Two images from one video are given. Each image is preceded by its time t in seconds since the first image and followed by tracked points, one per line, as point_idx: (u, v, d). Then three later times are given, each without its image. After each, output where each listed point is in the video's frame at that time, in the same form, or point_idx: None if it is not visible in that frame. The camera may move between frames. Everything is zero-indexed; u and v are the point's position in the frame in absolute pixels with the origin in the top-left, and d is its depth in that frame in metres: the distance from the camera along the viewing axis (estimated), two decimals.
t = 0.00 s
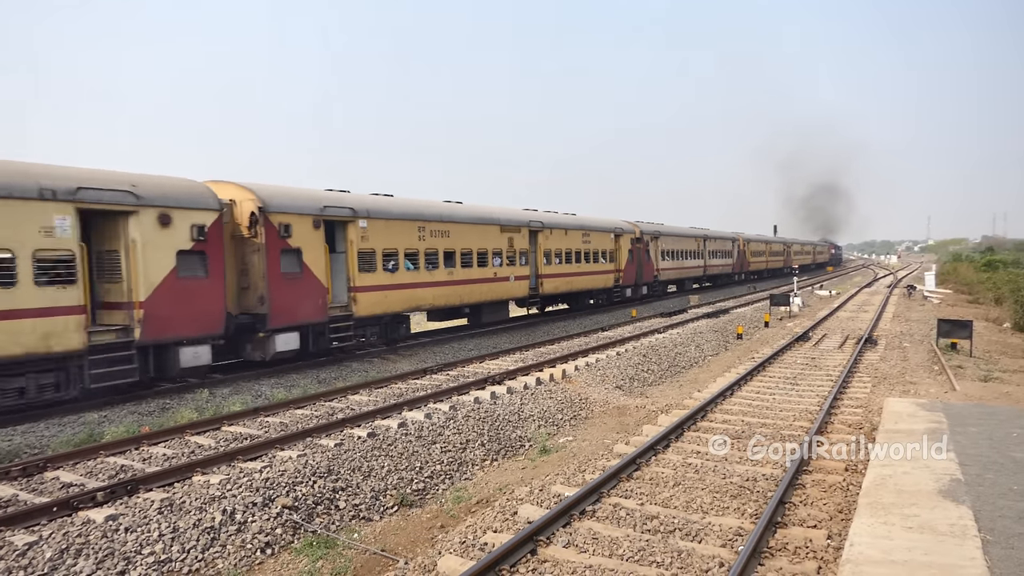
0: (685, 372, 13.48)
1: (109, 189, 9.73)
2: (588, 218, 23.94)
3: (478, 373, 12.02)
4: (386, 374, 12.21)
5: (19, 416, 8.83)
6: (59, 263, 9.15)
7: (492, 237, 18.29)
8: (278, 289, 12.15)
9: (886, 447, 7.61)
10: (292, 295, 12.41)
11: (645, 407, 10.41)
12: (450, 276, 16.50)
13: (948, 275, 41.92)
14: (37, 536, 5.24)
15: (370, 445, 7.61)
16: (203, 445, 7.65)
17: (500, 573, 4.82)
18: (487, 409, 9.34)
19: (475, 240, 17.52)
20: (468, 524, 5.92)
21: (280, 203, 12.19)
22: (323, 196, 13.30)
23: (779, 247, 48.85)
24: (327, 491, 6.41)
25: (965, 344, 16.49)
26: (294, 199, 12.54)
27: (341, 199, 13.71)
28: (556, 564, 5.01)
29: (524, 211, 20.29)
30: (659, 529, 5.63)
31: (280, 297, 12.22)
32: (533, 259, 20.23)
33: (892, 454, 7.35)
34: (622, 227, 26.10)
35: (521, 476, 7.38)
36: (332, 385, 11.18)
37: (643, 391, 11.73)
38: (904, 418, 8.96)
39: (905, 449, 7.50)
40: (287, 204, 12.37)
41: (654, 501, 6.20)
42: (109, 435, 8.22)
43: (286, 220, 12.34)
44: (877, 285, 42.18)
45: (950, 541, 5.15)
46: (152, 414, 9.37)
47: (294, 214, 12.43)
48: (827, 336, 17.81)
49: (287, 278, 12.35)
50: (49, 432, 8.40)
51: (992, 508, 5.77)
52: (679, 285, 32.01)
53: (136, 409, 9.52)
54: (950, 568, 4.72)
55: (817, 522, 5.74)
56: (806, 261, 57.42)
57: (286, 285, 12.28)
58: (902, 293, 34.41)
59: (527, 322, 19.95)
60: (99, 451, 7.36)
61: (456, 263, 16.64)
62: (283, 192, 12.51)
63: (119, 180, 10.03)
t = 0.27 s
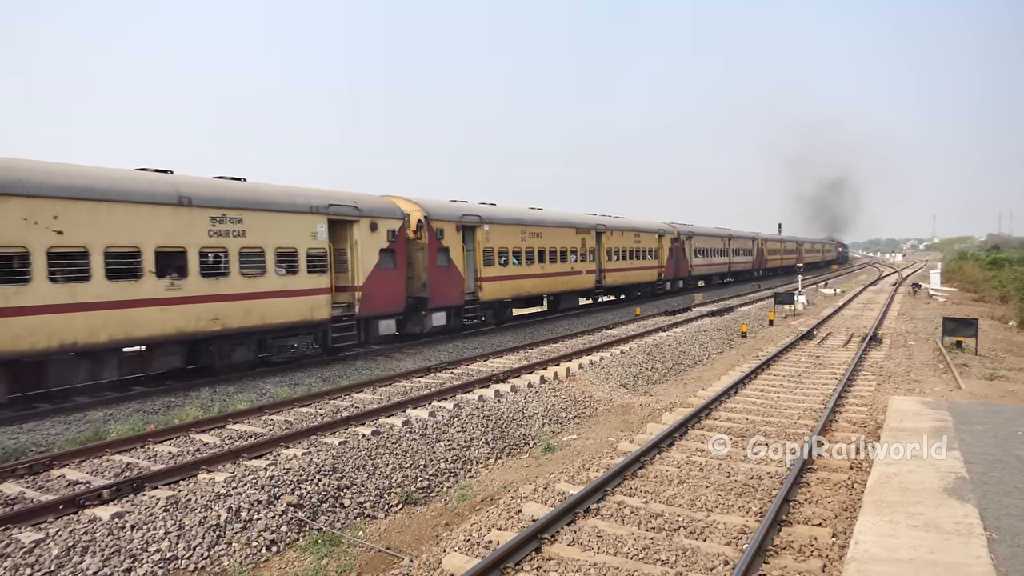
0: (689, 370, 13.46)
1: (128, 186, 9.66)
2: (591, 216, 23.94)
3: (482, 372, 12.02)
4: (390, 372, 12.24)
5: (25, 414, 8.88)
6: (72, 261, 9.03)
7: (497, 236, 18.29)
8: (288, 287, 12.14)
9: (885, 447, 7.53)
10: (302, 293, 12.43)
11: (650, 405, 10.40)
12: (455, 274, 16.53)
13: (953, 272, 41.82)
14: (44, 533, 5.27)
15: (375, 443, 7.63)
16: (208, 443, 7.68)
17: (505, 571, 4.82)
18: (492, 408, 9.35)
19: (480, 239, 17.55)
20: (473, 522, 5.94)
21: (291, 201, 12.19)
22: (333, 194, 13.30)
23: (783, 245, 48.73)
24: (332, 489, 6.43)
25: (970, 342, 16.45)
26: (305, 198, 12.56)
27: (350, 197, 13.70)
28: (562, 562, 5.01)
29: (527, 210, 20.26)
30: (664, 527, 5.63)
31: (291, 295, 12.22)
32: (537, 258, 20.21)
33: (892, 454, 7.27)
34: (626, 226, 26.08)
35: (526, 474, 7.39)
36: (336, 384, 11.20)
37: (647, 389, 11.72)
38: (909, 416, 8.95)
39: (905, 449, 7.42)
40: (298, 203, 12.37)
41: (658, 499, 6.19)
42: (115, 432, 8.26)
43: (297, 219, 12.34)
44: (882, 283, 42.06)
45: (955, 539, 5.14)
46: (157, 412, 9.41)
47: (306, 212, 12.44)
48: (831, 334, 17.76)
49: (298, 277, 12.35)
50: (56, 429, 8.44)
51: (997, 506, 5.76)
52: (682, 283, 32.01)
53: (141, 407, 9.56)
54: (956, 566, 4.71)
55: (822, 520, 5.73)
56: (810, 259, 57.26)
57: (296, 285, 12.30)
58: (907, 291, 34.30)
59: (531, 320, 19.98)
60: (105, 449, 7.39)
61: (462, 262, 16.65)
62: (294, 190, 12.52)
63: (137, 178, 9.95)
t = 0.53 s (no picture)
0: (691, 368, 13.44)
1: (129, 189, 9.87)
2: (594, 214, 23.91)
3: (484, 370, 12.03)
4: (393, 370, 12.25)
5: (29, 412, 8.91)
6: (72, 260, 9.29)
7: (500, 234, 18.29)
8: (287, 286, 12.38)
9: (888, 449, 7.36)
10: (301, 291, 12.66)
11: (652, 403, 10.39)
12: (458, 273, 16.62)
13: (957, 270, 41.67)
14: (47, 531, 5.29)
15: (378, 441, 7.64)
16: (211, 441, 7.69)
17: (507, 569, 4.83)
18: (494, 406, 9.35)
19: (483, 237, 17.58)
20: (476, 520, 5.94)
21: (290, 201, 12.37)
22: (331, 194, 13.47)
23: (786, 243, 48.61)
24: (335, 488, 6.44)
25: (973, 340, 16.40)
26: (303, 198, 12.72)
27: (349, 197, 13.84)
28: (564, 560, 5.01)
29: (529, 208, 20.21)
30: (666, 524, 5.63)
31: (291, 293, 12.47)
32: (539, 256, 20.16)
33: (891, 455, 7.14)
34: (628, 224, 26.04)
35: (528, 472, 7.39)
36: (339, 382, 11.21)
37: (650, 387, 11.71)
38: (912, 413, 8.92)
39: (905, 449, 7.31)
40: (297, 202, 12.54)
41: (660, 497, 6.19)
42: (119, 431, 8.29)
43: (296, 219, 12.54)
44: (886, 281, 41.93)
45: (958, 537, 5.13)
46: (160, 411, 9.43)
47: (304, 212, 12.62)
48: (835, 332, 17.71)
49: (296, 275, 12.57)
50: (59, 428, 8.46)
51: (1001, 504, 5.74)
52: (685, 281, 31.94)
53: (144, 406, 9.58)
54: (958, 564, 4.70)
55: (824, 518, 5.72)
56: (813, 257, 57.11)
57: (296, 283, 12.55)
58: (911, 289, 34.19)
59: (534, 319, 19.95)
60: (109, 447, 7.41)
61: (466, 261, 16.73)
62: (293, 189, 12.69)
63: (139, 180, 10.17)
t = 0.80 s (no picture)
0: (692, 367, 13.44)
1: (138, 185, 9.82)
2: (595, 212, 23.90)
3: (485, 368, 12.04)
4: (394, 368, 12.25)
5: (31, 410, 8.92)
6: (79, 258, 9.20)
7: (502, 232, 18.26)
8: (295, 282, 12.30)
9: (888, 447, 7.36)
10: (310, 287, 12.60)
11: (653, 401, 10.39)
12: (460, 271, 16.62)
13: (958, 269, 41.66)
14: (49, 529, 5.30)
15: (379, 439, 7.65)
16: (212, 439, 7.71)
17: (507, 567, 4.83)
18: (495, 404, 9.35)
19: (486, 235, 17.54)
20: (477, 518, 5.96)
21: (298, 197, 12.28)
22: (338, 190, 13.38)
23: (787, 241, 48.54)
24: (336, 485, 6.45)
25: (974, 339, 16.38)
26: (311, 194, 12.63)
27: (355, 193, 13.78)
28: (565, 558, 5.02)
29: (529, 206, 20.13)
30: (666, 522, 5.64)
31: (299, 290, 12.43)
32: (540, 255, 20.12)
33: (891, 454, 7.12)
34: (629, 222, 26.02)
35: (529, 470, 7.39)
36: (340, 380, 11.23)
37: (651, 386, 11.71)
38: (913, 412, 8.93)
39: (905, 449, 7.26)
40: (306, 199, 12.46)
41: (661, 496, 6.19)
42: (120, 429, 8.30)
43: (305, 216, 12.44)
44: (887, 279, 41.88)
45: (959, 535, 5.13)
46: (162, 409, 9.44)
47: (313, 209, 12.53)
48: (836, 331, 17.70)
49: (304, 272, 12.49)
50: (60, 426, 8.47)
51: (1001, 502, 5.74)
52: (686, 280, 31.94)
53: (145, 404, 9.60)
54: (959, 562, 4.70)
55: (825, 516, 5.71)
56: (814, 255, 57.01)
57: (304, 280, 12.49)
58: (912, 287, 34.14)
59: (535, 317, 19.96)
60: (110, 445, 7.42)
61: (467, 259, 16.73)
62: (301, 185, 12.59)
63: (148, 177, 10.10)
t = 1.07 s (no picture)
0: (692, 365, 13.43)
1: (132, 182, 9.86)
2: (594, 210, 23.87)
3: (485, 366, 12.04)
4: (394, 366, 12.24)
5: (31, 408, 8.92)
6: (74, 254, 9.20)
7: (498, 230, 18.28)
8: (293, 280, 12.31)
9: (888, 447, 7.30)
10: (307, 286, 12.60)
11: (653, 399, 10.38)
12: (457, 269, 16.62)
13: (959, 267, 41.63)
14: (49, 526, 5.29)
15: (378, 437, 7.64)
16: (212, 437, 7.70)
17: (507, 565, 4.84)
18: (495, 402, 9.35)
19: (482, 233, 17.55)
20: (476, 515, 5.96)
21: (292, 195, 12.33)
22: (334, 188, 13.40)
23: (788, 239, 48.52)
24: (336, 483, 6.45)
25: (974, 337, 16.38)
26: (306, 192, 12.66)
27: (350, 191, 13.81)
28: (564, 556, 5.02)
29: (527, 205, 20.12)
30: (666, 520, 5.64)
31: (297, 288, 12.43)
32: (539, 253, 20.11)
33: (891, 454, 7.05)
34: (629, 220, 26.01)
35: (529, 468, 7.39)
36: (340, 378, 11.23)
37: (651, 383, 11.72)
38: (913, 410, 8.92)
39: (905, 449, 7.21)
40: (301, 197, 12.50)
41: (661, 494, 6.19)
42: (120, 426, 8.30)
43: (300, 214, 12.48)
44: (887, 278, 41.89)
45: (959, 533, 5.13)
46: (162, 406, 9.44)
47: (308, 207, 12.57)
48: (836, 329, 17.69)
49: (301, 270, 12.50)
50: (60, 423, 8.47)
51: (1000, 500, 5.75)
52: (685, 278, 31.90)
53: (146, 401, 9.60)
54: (959, 560, 4.69)
55: (825, 514, 5.72)
56: (814, 253, 56.99)
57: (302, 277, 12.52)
58: (913, 286, 34.13)
59: (535, 315, 19.95)
60: (110, 443, 7.42)
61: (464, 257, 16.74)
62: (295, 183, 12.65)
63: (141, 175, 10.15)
